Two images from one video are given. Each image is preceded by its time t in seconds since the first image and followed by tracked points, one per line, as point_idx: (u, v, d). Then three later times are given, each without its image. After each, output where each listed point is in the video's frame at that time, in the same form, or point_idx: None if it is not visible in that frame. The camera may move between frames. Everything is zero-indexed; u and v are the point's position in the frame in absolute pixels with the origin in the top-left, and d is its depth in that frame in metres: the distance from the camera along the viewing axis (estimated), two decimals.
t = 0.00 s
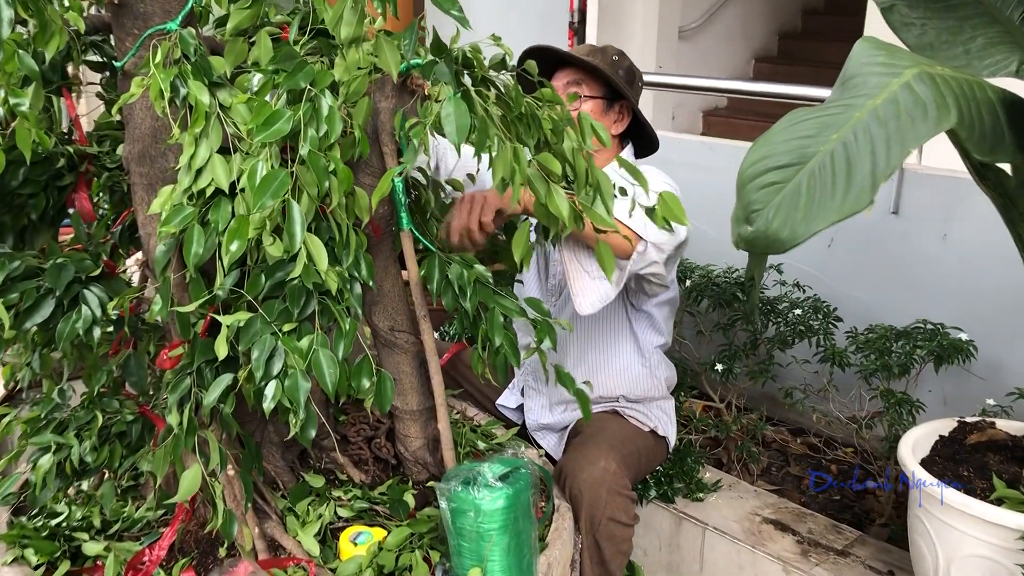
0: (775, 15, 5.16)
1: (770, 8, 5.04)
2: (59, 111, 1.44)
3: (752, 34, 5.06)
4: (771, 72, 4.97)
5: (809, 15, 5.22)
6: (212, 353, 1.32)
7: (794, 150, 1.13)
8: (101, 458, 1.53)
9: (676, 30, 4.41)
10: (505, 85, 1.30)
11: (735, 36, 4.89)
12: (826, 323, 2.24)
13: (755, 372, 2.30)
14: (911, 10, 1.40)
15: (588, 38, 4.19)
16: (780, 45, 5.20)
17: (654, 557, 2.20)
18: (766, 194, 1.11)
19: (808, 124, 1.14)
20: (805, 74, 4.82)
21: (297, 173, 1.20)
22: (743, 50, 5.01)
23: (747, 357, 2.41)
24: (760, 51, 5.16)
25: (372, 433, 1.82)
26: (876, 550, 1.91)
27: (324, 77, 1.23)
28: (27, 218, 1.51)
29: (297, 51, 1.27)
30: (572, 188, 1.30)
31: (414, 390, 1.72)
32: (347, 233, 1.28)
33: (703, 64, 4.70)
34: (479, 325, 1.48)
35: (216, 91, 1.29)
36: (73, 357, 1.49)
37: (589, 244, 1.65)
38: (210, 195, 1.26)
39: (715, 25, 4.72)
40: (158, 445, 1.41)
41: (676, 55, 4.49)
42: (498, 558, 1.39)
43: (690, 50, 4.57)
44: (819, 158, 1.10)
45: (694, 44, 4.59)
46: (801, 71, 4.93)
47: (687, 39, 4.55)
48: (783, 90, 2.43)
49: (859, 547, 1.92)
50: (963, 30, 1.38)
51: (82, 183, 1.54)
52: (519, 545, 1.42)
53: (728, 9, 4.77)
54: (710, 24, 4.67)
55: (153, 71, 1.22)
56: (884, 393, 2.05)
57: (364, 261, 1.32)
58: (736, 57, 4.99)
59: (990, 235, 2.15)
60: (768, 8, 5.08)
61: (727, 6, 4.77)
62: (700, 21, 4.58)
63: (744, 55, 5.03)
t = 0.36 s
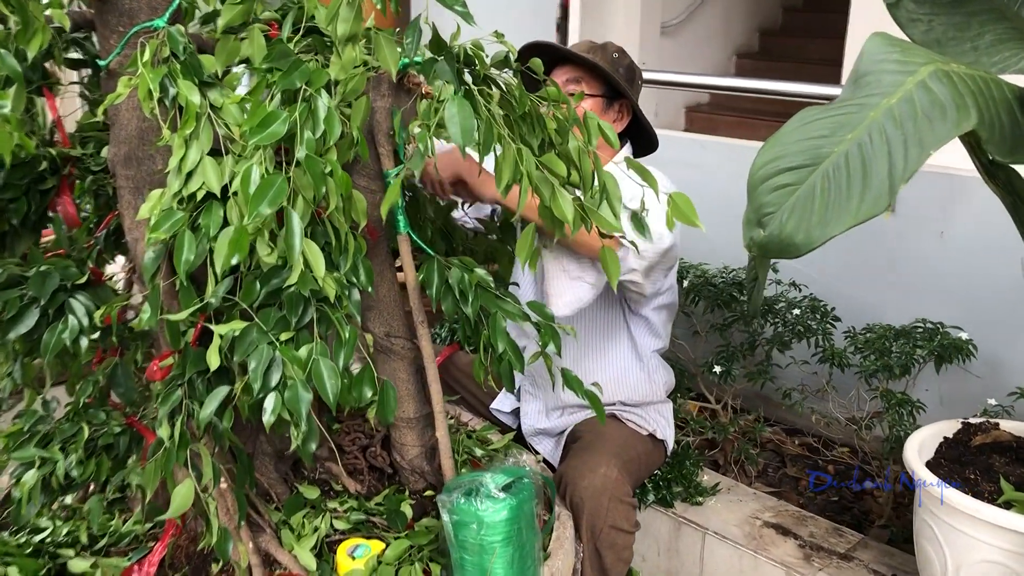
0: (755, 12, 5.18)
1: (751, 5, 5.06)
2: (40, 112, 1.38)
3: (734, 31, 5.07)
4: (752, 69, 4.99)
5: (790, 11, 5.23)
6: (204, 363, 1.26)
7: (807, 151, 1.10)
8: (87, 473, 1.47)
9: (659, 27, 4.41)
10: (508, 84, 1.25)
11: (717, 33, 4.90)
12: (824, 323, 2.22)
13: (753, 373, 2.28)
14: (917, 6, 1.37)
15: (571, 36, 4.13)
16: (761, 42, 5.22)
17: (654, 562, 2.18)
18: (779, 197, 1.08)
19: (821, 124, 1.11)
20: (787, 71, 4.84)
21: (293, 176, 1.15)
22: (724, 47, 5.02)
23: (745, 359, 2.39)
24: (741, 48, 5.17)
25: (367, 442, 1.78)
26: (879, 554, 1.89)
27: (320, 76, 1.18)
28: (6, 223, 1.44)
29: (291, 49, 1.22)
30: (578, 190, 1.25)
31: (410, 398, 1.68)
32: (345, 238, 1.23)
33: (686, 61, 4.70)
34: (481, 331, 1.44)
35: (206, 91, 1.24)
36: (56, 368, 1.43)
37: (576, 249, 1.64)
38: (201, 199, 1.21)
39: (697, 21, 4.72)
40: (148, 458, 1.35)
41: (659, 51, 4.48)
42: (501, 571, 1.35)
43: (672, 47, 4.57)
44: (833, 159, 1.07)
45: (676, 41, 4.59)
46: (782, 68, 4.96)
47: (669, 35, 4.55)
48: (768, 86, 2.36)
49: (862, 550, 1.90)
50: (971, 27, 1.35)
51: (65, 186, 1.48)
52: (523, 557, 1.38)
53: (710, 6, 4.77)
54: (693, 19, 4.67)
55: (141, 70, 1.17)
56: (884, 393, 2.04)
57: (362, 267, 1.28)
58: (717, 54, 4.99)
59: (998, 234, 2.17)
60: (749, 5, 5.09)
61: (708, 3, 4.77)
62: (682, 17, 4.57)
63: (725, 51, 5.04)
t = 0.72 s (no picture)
0: (732, 7, 5.20)
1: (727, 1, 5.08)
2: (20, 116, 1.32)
3: (711, 27, 5.09)
4: (729, 64, 5.01)
5: (766, 6, 5.25)
6: (198, 377, 1.22)
7: (818, 151, 1.07)
8: (74, 490, 1.42)
9: (636, 23, 4.41)
10: (512, 86, 1.22)
11: (694, 29, 4.91)
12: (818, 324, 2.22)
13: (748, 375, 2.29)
14: (921, 3, 1.35)
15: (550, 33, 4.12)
16: (738, 38, 5.24)
17: (650, 567, 2.16)
18: (790, 197, 1.05)
19: (831, 123, 1.09)
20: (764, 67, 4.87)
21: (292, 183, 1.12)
22: (701, 43, 5.04)
23: (739, 360, 2.39)
24: (718, 43, 5.18)
25: (362, 453, 1.77)
26: (878, 556, 1.89)
27: (317, 79, 1.14)
28: None
29: (286, 51, 1.18)
30: (583, 197, 1.21)
31: (406, 406, 1.64)
32: (345, 246, 1.19)
33: (664, 58, 4.71)
34: (482, 339, 1.41)
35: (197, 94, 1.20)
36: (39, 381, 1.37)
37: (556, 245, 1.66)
38: (194, 207, 1.17)
39: (675, 17, 4.73)
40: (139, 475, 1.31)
41: (637, 47, 4.49)
42: None
43: (650, 43, 4.58)
44: (847, 160, 1.05)
45: (653, 36, 4.60)
46: (758, 64, 4.99)
47: (647, 31, 4.55)
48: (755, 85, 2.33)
49: (860, 552, 1.90)
50: (975, 25, 1.34)
51: (46, 193, 1.41)
52: (526, 571, 1.34)
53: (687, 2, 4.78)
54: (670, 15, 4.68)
55: (130, 73, 1.12)
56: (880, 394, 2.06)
57: (362, 277, 1.25)
58: (695, 50, 5.01)
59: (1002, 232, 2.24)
60: None
61: None
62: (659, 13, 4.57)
63: (703, 47, 5.05)
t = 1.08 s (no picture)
0: (705, 5, 5.24)
1: None
2: None
3: (685, 25, 5.12)
4: (703, 61, 5.05)
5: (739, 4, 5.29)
6: (190, 390, 1.18)
7: (825, 154, 1.06)
8: (57, 507, 1.36)
9: (611, 20, 4.43)
10: (510, 86, 1.19)
11: (668, 27, 4.94)
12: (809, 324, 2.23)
13: (740, 376, 2.31)
14: (918, 2, 1.35)
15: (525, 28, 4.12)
16: (712, 34, 5.28)
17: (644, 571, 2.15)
18: (798, 201, 1.04)
19: (838, 126, 1.08)
20: (737, 63, 4.91)
21: (288, 189, 1.08)
22: (676, 40, 5.07)
23: (731, 362, 2.40)
24: (692, 40, 5.21)
25: (353, 462, 1.72)
26: (873, 557, 1.89)
27: (310, 80, 1.10)
28: None
29: (279, 51, 1.14)
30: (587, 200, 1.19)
31: (399, 413, 1.60)
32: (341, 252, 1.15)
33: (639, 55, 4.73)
34: (480, 345, 1.38)
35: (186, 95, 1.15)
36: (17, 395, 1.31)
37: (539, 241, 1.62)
38: (182, 214, 1.12)
39: (649, 15, 4.75)
40: (126, 491, 1.26)
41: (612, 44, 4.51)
42: None
43: (625, 40, 4.60)
44: (856, 164, 1.04)
45: (628, 33, 4.63)
46: (732, 61, 5.03)
47: (622, 28, 4.58)
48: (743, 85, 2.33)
49: (855, 554, 1.90)
50: (973, 24, 1.33)
51: (26, 199, 1.36)
52: None
53: None
54: (645, 12, 4.71)
55: (115, 74, 1.07)
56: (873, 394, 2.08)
57: (357, 284, 1.21)
58: (670, 48, 5.04)
59: (991, 231, 2.36)
60: None
61: None
62: (634, 10, 4.58)
63: (677, 44, 5.08)
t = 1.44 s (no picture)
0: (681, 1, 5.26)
1: None
2: None
3: (662, 22, 5.14)
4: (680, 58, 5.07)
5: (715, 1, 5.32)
6: (178, 401, 1.14)
7: (828, 157, 1.05)
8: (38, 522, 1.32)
9: (588, 16, 4.45)
10: (507, 86, 1.17)
11: (645, 23, 4.96)
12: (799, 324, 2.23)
13: (731, 376, 2.31)
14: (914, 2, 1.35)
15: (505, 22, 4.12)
16: (689, 30, 5.30)
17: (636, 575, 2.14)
18: (801, 206, 1.03)
19: (841, 128, 1.06)
20: (713, 59, 4.95)
21: (282, 195, 1.04)
22: (652, 37, 5.09)
23: (721, 362, 2.39)
24: (668, 36, 5.23)
25: (343, 471, 1.68)
26: (867, 558, 1.90)
27: (303, 80, 1.07)
28: None
29: (270, 51, 1.11)
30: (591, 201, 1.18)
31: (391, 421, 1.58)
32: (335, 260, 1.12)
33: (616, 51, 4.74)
34: (477, 351, 1.35)
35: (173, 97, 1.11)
36: None
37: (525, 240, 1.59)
38: (170, 220, 1.08)
39: (625, 11, 4.77)
40: (112, 507, 1.22)
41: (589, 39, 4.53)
42: None
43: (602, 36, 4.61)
44: (860, 168, 1.03)
45: (605, 29, 4.66)
46: (708, 57, 5.06)
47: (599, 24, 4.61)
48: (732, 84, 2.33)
49: (848, 555, 1.91)
50: (969, 23, 1.33)
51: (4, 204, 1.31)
52: None
53: None
54: (622, 8, 4.72)
55: (100, 75, 1.03)
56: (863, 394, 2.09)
57: (352, 291, 1.18)
58: (646, 45, 5.05)
59: (982, 230, 2.43)
60: None
61: None
62: (610, 7, 4.62)
63: (654, 41, 5.10)
